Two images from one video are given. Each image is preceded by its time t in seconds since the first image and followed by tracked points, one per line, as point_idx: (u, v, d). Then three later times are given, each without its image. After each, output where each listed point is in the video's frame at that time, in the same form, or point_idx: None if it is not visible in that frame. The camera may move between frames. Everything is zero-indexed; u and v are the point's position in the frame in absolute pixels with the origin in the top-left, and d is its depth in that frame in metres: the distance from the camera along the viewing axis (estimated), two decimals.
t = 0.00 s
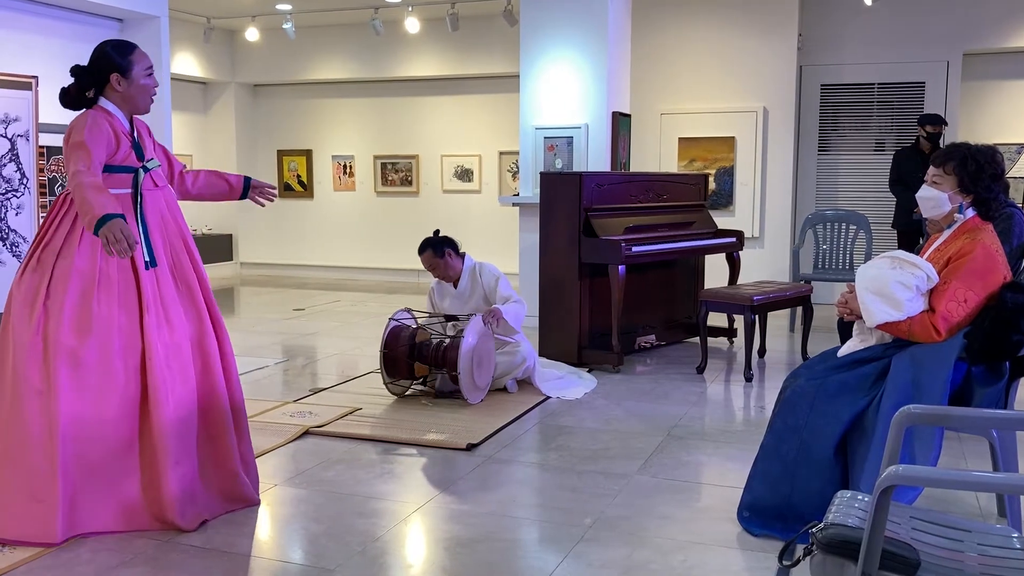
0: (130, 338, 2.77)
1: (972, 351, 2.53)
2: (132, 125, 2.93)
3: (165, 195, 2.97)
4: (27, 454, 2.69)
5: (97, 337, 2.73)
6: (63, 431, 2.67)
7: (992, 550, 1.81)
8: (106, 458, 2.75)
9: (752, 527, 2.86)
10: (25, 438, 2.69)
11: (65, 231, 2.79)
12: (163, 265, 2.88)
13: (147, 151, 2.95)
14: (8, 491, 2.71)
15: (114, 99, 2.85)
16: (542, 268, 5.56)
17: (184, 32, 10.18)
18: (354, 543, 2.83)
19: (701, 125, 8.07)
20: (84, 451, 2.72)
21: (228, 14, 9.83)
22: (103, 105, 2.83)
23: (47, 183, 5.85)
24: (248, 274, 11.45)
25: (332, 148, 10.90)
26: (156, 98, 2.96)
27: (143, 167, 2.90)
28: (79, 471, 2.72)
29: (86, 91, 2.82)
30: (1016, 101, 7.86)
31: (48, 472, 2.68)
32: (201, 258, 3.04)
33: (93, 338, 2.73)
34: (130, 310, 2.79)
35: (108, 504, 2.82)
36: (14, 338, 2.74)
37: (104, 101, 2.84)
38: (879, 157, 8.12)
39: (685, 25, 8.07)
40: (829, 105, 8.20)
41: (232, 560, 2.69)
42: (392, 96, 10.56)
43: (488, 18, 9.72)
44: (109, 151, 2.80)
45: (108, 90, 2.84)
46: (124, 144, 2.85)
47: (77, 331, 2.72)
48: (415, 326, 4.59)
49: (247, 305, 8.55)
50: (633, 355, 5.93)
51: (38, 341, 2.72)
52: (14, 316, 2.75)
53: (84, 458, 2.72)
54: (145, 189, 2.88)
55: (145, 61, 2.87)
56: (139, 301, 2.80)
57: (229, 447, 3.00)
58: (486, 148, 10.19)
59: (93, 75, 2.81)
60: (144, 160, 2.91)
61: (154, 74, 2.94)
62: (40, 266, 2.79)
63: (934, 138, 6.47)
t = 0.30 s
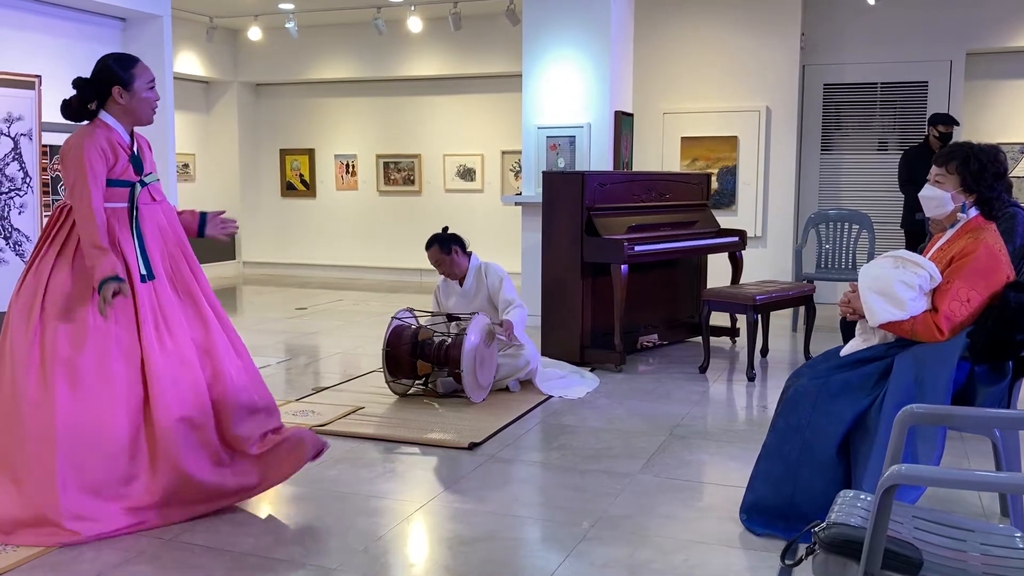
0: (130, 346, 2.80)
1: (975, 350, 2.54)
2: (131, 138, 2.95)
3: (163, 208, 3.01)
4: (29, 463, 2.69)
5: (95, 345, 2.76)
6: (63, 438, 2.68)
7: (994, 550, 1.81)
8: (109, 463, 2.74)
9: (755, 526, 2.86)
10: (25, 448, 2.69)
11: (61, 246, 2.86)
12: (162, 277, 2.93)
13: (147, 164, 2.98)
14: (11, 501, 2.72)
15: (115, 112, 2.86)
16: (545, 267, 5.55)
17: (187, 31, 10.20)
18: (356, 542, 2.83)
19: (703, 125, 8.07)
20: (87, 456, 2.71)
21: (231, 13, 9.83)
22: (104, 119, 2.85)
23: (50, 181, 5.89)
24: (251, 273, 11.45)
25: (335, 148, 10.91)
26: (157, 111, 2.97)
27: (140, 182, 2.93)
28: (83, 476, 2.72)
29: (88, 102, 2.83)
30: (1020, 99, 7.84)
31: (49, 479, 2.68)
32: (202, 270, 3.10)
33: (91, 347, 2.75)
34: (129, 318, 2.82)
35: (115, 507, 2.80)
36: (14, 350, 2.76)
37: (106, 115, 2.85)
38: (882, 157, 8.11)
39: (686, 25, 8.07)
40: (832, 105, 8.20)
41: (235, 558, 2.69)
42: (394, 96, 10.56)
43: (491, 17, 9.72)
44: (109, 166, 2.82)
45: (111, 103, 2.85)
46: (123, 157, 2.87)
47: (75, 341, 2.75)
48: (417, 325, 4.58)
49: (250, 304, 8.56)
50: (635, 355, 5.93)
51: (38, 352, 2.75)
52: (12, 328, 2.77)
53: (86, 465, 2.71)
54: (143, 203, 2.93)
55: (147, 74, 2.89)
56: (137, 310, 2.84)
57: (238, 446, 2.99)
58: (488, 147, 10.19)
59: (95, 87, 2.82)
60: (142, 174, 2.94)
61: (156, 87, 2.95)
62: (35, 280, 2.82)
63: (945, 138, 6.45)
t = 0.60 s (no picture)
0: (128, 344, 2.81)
1: (978, 350, 2.55)
2: (138, 139, 2.96)
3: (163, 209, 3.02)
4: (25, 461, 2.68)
5: (93, 341, 2.75)
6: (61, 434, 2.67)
7: (996, 550, 1.81)
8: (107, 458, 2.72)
9: (757, 526, 2.85)
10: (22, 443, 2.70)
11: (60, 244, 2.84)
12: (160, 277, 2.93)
13: (150, 166, 2.99)
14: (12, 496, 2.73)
15: (124, 111, 2.86)
16: (546, 267, 5.55)
17: (189, 30, 10.21)
18: (358, 541, 2.83)
19: (705, 124, 8.06)
20: (83, 455, 2.69)
21: (233, 13, 9.83)
22: (113, 119, 2.85)
23: (52, 181, 5.90)
24: (253, 272, 11.46)
25: (337, 147, 10.91)
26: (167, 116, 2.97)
27: (141, 182, 2.93)
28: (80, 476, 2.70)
29: (97, 98, 2.83)
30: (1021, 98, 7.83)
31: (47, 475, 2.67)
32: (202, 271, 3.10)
33: (87, 343, 2.74)
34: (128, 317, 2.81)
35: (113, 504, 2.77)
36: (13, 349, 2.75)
37: (116, 114, 2.85)
38: (884, 156, 8.10)
39: (688, 24, 8.07)
40: (834, 105, 8.19)
41: (236, 557, 2.70)
42: (396, 95, 10.56)
43: (493, 17, 9.72)
44: (111, 164, 2.83)
45: (121, 102, 2.85)
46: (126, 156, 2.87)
47: (71, 337, 2.74)
48: (418, 325, 4.58)
49: (252, 303, 8.56)
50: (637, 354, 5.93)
51: (35, 349, 2.73)
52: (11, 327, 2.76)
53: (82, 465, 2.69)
54: (143, 203, 2.93)
55: (161, 76, 2.88)
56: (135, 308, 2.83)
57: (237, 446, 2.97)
58: (490, 146, 10.18)
59: (107, 85, 2.82)
60: (144, 174, 2.95)
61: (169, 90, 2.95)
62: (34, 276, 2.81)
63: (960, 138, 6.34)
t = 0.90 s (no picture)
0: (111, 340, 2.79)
1: (978, 350, 2.55)
2: (158, 122, 2.94)
3: (173, 197, 2.96)
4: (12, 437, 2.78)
5: (76, 332, 2.76)
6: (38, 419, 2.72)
7: (997, 550, 1.81)
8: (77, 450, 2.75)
9: (757, 526, 2.86)
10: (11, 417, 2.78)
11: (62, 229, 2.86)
12: (159, 266, 2.88)
13: (167, 151, 2.94)
14: (4, 461, 2.85)
15: (143, 95, 2.85)
16: (547, 266, 5.56)
17: (191, 30, 10.22)
18: (359, 540, 2.84)
19: (706, 124, 8.06)
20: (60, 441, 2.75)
21: (234, 12, 9.84)
22: (133, 103, 2.85)
23: (52, 180, 5.97)
24: (253, 272, 11.47)
25: (338, 146, 10.91)
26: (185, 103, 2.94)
27: (153, 168, 2.89)
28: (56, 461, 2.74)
29: (116, 77, 2.84)
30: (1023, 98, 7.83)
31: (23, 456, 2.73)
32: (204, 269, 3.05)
33: (70, 333, 2.76)
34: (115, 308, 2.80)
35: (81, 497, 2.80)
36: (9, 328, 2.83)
37: (134, 97, 2.85)
38: (885, 156, 8.09)
39: (690, 24, 8.07)
40: (835, 104, 8.18)
41: (235, 557, 2.70)
42: (397, 95, 10.56)
43: (494, 17, 9.72)
44: (123, 147, 2.81)
45: (139, 85, 2.84)
46: (140, 140, 2.85)
47: (57, 325, 2.76)
48: (419, 324, 4.59)
49: (252, 302, 8.57)
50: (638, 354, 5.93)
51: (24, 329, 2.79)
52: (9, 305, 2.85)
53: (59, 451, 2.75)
54: (152, 189, 2.88)
55: (179, 61, 2.88)
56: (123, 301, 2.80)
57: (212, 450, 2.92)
58: (491, 146, 10.19)
59: (126, 65, 2.82)
60: (157, 161, 2.90)
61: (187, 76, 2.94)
62: (36, 254, 2.86)
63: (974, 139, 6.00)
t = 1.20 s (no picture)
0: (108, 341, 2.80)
1: (978, 350, 2.55)
2: (170, 123, 2.94)
3: (181, 198, 2.95)
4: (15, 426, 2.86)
5: (74, 331, 2.79)
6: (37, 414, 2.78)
7: (996, 550, 1.81)
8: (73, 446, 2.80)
9: (758, 526, 2.85)
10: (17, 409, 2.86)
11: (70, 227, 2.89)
12: (161, 267, 2.86)
13: (175, 152, 2.93)
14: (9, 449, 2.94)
15: (152, 95, 2.87)
16: (548, 266, 5.55)
17: (192, 29, 10.22)
18: (360, 540, 2.84)
19: (707, 124, 8.06)
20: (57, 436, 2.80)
21: (234, 12, 9.84)
22: (143, 105, 2.87)
23: (53, 180, 5.86)
24: (254, 271, 11.47)
25: (338, 146, 10.91)
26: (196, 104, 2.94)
27: (159, 169, 2.88)
28: (52, 455, 2.81)
29: (127, 79, 2.87)
30: None
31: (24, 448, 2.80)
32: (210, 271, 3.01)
33: (68, 332, 2.79)
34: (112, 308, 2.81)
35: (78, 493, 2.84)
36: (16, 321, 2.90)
37: (144, 98, 2.87)
38: (886, 156, 8.09)
39: (691, 24, 8.07)
40: (836, 104, 8.18)
41: (235, 556, 2.70)
42: (398, 94, 10.56)
43: (495, 17, 9.73)
44: (128, 147, 2.82)
45: (149, 86, 2.86)
46: (146, 141, 2.85)
47: (56, 323, 2.80)
48: (420, 324, 4.59)
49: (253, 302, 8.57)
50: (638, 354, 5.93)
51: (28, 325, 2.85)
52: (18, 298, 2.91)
53: (56, 445, 2.81)
54: (157, 190, 2.88)
55: (189, 61, 2.88)
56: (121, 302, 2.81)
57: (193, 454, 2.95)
58: (492, 146, 10.19)
59: (136, 66, 2.85)
60: (164, 161, 2.89)
61: (199, 77, 2.94)
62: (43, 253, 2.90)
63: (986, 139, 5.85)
